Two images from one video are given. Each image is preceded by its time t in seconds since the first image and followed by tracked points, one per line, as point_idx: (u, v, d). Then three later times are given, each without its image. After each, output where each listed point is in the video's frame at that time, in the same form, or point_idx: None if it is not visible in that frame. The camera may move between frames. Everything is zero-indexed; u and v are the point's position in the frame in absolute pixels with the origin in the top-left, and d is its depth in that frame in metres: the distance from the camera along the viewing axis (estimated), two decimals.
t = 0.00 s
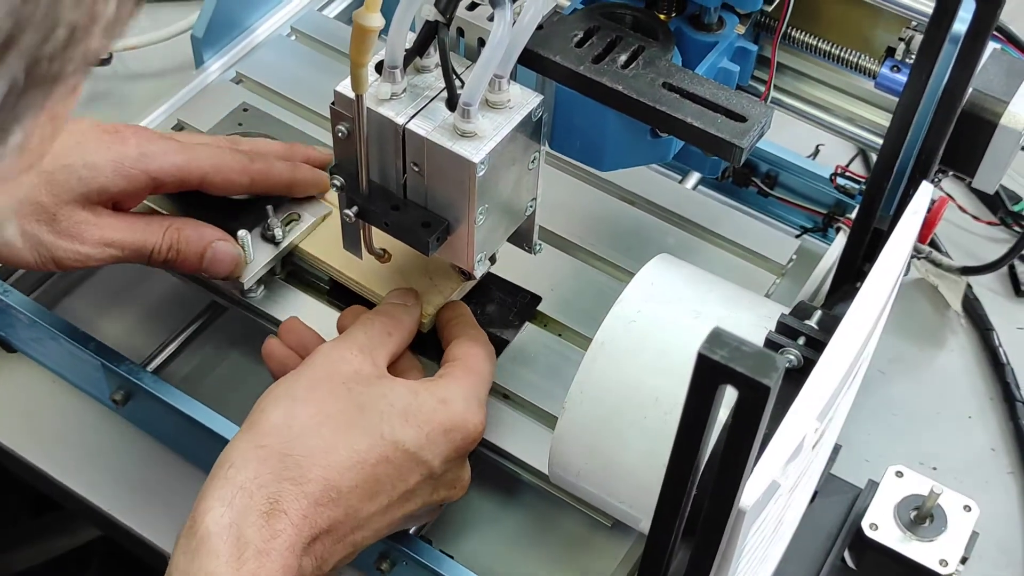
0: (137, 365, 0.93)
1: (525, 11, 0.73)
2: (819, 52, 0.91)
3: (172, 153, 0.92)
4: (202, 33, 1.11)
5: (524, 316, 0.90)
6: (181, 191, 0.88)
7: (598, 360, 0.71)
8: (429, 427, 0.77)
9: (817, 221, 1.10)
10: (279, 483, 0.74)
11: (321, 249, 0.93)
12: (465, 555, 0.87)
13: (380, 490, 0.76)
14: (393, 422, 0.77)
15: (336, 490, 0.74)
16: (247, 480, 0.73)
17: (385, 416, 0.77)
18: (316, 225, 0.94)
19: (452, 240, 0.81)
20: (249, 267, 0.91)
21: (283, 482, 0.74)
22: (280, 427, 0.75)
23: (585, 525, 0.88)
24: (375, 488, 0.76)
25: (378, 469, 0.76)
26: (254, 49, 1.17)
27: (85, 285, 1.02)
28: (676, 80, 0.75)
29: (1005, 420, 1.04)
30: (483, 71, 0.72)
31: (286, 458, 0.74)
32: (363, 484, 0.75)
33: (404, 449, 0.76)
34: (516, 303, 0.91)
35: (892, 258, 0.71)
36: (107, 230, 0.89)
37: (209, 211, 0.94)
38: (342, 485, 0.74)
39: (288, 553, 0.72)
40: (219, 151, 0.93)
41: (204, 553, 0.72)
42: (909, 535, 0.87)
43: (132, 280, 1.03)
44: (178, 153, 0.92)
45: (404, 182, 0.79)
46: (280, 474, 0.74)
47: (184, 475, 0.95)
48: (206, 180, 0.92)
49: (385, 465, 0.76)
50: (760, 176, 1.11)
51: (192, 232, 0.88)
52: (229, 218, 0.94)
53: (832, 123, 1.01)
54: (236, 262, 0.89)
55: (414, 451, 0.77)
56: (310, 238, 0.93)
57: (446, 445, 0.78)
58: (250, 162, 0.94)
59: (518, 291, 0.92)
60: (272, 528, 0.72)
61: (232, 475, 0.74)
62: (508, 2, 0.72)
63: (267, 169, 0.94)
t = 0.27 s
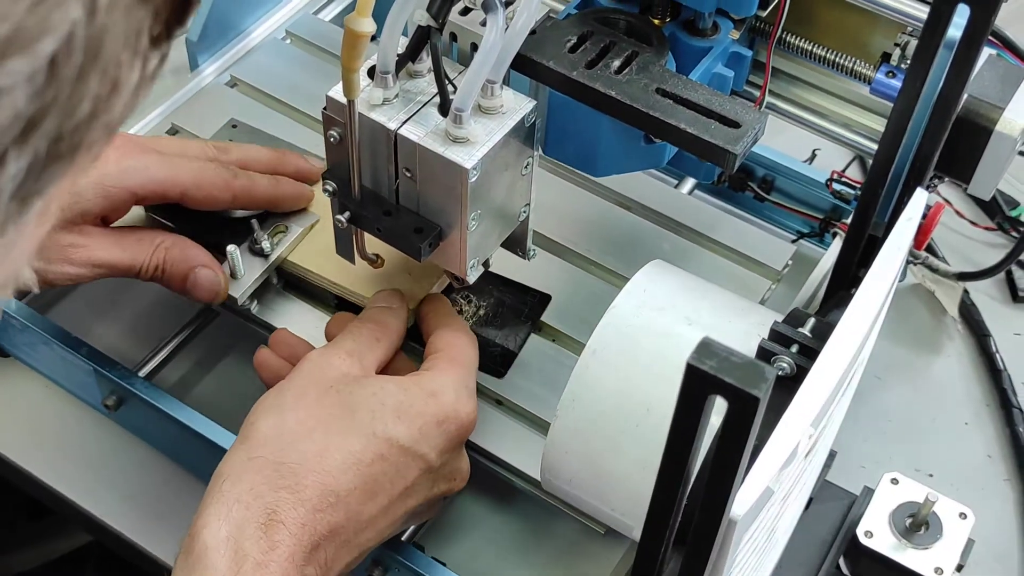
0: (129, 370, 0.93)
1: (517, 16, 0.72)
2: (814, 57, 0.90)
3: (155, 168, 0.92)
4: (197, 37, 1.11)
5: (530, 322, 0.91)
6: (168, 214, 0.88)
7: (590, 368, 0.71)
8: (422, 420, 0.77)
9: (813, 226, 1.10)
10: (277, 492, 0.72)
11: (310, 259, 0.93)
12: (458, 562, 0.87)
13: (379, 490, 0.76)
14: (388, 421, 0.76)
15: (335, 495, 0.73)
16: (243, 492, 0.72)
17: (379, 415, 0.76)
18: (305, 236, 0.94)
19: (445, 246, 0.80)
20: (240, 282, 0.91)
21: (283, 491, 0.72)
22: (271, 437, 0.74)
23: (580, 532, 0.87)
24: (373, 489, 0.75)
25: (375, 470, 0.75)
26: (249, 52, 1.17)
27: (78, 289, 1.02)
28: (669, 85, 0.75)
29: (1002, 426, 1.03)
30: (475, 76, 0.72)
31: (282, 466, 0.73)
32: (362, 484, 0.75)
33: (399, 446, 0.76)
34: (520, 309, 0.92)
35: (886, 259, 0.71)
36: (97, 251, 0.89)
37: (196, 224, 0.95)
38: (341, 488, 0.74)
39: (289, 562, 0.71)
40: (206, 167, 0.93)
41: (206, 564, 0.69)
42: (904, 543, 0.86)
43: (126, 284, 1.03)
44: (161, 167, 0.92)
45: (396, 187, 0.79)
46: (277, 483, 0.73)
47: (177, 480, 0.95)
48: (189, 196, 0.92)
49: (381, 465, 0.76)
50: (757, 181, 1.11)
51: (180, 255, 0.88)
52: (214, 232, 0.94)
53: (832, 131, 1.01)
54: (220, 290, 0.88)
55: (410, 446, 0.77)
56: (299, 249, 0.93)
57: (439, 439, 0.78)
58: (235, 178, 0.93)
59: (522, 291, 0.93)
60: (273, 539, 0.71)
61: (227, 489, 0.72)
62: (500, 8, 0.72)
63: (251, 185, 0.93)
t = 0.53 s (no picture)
0: (122, 374, 0.92)
1: (511, 17, 0.72)
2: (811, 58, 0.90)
3: (154, 167, 0.91)
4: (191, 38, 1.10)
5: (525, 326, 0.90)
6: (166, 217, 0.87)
7: (584, 372, 0.71)
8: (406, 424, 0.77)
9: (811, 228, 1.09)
10: (261, 498, 0.72)
11: (306, 260, 0.92)
12: (452, 566, 0.86)
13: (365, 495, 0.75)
14: (370, 424, 0.76)
15: (318, 500, 0.73)
16: (224, 501, 0.71)
17: (361, 418, 0.76)
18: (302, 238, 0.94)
19: (438, 249, 0.79)
20: (236, 282, 0.89)
21: (266, 497, 0.72)
22: (252, 445, 0.74)
23: (575, 537, 0.86)
24: (358, 493, 0.75)
25: (359, 473, 0.75)
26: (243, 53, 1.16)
27: (71, 291, 1.02)
28: (664, 87, 0.74)
29: (1001, 430, 1.02)
30: (469, 78, 0.71)
31: (263, 474, 0.73)
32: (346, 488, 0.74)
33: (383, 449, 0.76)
34: (515, 313, 0.91)
35: (884, 261, 0.70)
36: (93, 254, 0.88)
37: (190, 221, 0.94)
38: (325, 491, 0.73)
39: (273, 568, 0.70)
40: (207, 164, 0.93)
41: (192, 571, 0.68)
42: (901, 547, 0.86)
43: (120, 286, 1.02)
44: (157, 166, 0.92)
45: (389, 190, 0.78)
46: (259, 490, 0.72)
47: (170, 484, 0.94)
48: (185, 193, 0.92)
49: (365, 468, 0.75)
50: (754, 183, 1.10)
51: (179, 259, 0.87)
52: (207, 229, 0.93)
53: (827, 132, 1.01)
54: (219, 296, 0.88)
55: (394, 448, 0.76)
56: (295, 250, 0.93)
57: (427, 442, 0.78)
58: (232, 177, 0.93)
59: (517, 295, 0.92)
60: (257, 544, 0.70)
61: (210, 499, 0.72)
62: (494, 9, 0.71)
63: (249, 185, 0.93)
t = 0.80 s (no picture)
0: (108, 377, 0.91)
1: (499, 17, 0.71)
2: (804, 59, 0.89)
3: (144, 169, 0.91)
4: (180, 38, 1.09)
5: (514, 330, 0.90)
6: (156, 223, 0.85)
7: (573, 377, 0.70)
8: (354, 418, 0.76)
9: (806, 230, 1.07)
10: (208, 504, 0.71)
11: (295, 260, 0.92)
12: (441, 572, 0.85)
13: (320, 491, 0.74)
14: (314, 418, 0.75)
15: (267, 500, 0.72)
16: (172, 510, 0.71)
17: (305, 414, 0.75)
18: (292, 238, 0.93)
19: (426, 252, 0.79)
20: (226, 279, 0.89)
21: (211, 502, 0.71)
22: (197, 453, 0.74)
23: (565, 543, 0.86)
24: (313, 490, 0.74)
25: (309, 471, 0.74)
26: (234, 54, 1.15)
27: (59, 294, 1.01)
28: (654, 88, 0.73)
29: (996, 434, 1.02)
30: (456, 78, 0.71)
31: (208, 478, 0.72)
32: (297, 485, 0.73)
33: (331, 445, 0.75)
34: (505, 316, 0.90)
35: (876, 264, 0.69)
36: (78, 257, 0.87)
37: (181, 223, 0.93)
38: (273, 490, 0.72)
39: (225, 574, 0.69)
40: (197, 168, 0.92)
41: None
42: (895, 554, 0.85)
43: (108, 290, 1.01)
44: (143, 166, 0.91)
45: (376, 192, 0.77)
46: (206, 496, 0.71)
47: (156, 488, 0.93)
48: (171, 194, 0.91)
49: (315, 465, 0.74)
50: (747, 185, 1.09)
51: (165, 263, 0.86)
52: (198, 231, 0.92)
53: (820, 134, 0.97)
54: (212, 295, 0.87)
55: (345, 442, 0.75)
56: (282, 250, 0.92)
57: (384, 436, 0.77)
58: (222, 178, 0.92)
59: (507, 298, 0.91)
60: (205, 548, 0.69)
61: (158, 512, 0.71)
62: (482, 9, 0.70)
63: (239, 186, 0.92)
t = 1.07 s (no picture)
0: (103, 392, 0.91)
1: (492, 36, 0.71)
2: (799, 76, 0.90)
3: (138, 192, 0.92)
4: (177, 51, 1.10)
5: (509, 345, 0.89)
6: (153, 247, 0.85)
7: (565, 397, 0.70)
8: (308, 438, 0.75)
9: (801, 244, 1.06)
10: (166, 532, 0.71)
11: (290, 275, 0.91)
12: None
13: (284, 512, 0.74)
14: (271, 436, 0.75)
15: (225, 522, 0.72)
16: (133, 540, 0.72)
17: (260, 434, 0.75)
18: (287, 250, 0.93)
19: (420, 269, 0.79)
20: (220, 293, 0.90)
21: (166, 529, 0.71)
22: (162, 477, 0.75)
23: (559, 560, 0.86)
24: (274, 510, 0.74)
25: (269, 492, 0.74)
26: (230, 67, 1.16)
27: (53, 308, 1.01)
28: (647, 107, 0.74)
29: (990, 449, 1.02)
30: (450, 98, 0.71)
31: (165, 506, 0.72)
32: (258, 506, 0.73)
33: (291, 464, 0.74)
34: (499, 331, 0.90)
35: (867, 284, 0.69)
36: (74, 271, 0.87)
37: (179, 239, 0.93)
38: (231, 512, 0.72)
39: None
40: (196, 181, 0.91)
41: None
42: (888, 570, 0.85)
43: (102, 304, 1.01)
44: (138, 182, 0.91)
45: (370, 209, 0.77)
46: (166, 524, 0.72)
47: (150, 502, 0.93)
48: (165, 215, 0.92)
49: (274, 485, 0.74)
50: (743, 198, 1.07)
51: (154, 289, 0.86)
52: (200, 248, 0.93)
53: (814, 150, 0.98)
54: (193, 327, 0.88)
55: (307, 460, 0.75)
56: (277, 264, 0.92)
57: (350, 452, 0.76)
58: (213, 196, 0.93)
59: (502, 313, 0.91)
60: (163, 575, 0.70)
61: (123, 538, 0.72)
62: (475, 28, 0.70)
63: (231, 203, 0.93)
